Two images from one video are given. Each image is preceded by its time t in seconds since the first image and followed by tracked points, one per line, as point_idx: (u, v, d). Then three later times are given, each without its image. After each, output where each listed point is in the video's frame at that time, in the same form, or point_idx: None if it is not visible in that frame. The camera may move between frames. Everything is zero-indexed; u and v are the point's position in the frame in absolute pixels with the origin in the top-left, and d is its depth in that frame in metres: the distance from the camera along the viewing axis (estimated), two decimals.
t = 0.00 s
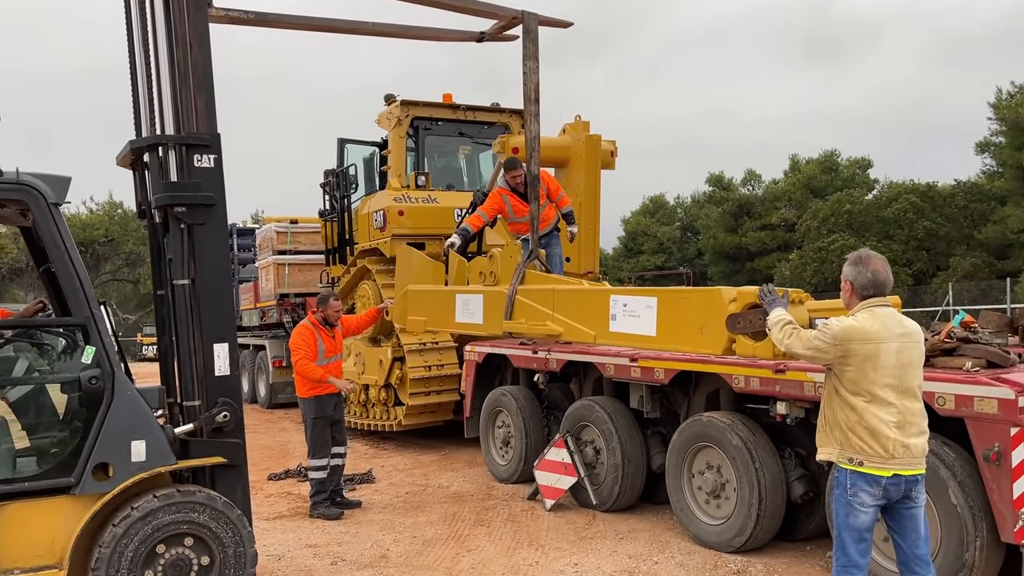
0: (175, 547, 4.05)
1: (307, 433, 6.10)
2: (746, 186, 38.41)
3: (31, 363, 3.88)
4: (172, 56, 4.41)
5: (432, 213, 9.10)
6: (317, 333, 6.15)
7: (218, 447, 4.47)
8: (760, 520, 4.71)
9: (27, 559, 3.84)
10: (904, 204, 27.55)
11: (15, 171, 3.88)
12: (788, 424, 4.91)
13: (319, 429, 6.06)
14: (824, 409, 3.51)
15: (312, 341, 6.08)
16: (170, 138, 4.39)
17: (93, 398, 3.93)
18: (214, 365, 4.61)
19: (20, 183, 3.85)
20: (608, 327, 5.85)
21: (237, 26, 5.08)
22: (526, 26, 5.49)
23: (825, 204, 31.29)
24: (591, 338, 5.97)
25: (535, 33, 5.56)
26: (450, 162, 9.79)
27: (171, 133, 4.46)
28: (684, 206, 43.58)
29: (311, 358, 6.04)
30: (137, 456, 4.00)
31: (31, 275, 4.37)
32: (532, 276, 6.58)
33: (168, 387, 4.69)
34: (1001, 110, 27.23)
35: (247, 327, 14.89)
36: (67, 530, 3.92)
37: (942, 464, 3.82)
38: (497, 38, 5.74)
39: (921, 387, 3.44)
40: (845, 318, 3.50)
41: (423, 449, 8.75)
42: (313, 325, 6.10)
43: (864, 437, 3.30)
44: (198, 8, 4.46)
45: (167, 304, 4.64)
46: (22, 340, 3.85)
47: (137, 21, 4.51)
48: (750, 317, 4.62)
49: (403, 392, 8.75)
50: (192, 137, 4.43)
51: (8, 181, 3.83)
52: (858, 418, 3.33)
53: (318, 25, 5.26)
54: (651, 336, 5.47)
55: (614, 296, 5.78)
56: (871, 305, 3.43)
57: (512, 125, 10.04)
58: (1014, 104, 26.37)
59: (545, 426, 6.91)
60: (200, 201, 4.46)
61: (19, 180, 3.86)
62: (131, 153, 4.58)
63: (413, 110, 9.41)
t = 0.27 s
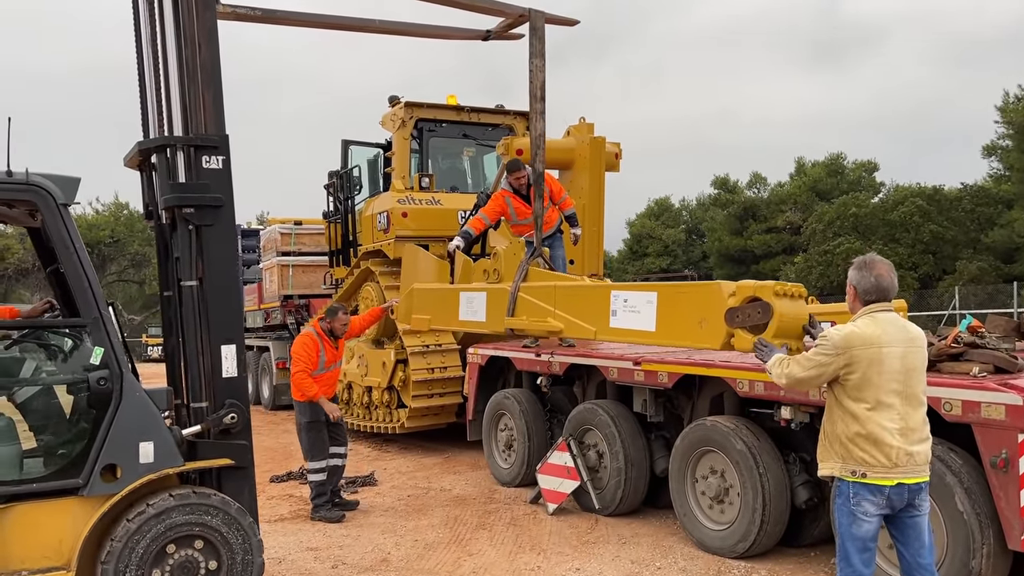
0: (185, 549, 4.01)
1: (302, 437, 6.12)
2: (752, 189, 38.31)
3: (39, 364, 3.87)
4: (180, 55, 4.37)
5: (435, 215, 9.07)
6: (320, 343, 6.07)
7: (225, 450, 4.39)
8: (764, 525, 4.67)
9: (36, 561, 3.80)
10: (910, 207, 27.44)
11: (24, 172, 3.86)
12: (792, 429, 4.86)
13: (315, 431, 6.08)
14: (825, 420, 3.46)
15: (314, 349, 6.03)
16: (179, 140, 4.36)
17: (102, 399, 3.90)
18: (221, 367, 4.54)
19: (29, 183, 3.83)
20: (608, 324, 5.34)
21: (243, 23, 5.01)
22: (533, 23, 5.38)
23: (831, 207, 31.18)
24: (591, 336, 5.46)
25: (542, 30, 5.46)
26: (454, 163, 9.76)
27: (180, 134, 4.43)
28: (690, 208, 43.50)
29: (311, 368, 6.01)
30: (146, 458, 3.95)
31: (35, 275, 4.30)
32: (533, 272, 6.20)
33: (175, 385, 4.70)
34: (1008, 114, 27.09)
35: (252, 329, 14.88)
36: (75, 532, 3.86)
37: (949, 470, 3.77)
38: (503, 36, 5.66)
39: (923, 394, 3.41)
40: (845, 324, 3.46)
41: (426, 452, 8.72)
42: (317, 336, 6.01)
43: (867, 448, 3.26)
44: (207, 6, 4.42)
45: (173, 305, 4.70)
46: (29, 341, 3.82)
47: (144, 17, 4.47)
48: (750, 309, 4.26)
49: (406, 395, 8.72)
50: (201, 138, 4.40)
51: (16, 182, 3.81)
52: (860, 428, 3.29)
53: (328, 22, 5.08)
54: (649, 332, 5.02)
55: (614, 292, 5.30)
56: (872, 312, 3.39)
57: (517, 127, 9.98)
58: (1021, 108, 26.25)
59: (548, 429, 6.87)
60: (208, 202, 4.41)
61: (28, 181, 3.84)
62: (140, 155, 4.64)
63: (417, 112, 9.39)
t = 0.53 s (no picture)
0: (202, 551, 3.98)
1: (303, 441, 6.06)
2: (757, 192, 38.26)
3: (52, 365, 3.82)
4: (194, 54, 4.34)
5: (439, 217, 9.03)
6: (325, 351, 6.06)
7: (236, 451, 4.34)
8: (770, 531, 4.62)
9: (48, 563, 3.73)
10: (916, 211, 27.36)
11: (39, 172, 3.82)
12: (799, 434, 4.82)
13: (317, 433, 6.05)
14: (824, 424, 3.43)
15: (316, 357, 5.99)
16: (192, 142, 4.31)
17: (116, 401, 3.86)
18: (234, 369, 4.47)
19: (44, 185, 3.79)
20: (613, 322, 5.29)
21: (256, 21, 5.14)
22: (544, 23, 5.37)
23: (836, 210, 31.10)
24: (593, 333, 5.40)
25: (552, 30, 5.44)
26: (459, 165, 9.73)
27: (193, 136, 4.38)
28: (694, 212, 43.44)
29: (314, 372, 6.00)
30: (159, 460, 3.92)
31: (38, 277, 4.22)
32: (540, 271, 6.11)
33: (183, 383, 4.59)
34: (1015, 118, 27.00)
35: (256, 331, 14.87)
36: (88, 533, 3.81)
37: (958, 477, 3.74)
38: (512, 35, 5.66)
39: (926, 400, 3.35)
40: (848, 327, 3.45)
41: (430, 455, 8.69)
42: (322, 344, 6.01)
43: (863, 451, 3.23)
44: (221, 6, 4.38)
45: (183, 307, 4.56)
46: (41, 342, 3.78)
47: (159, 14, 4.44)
48: (754, 305, 4.23)
49: (410, 397, 8.70)
50: (214, 139, 4.35)
51: (31, 183, 3.78)
52: (857, 431, 3.26)
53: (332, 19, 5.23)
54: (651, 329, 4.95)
55: (619, 289, 5.23)
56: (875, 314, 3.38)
57: (522, 129, 9.96)
58: None
59: (552, 433, 6.83)
60: (221, 205, 4.36)
61: (43, 182, 3.80)
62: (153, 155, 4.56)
63: (421, 114, 9.38)
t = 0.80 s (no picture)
0: (220, 554, 3.94)
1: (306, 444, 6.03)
2: (760, 196, 38.20)
3: (68, 367, 3.76)
4: (211, 55, 4.32)
5: (442, 219, 9.00)
6: (328, 350, 6.03)
7: (252, 454, 4.31)
8: (776, 538, 4.59)
9: (65, 565, 3.69)
10: (920, 215, 27.29)
11: (58, 175, 3.81)
12: (805, 440, 4.78)
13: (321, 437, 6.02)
14: (830, 426, 3.45)
15: (319, 357, 5.94)
16: (209, 145, 4.27)
17: (133, 403, 3.83)
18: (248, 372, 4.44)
19: (64, 188, 3.78)
20: (620, 322, 5.23)
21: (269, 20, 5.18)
22: (557, 25, 5.33)
23: (840, 214, 31.03)
24: (601, 333, 5.33)
25: (564, 32, 5.40)
26: (463, 168, 9.70)
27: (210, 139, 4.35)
28: (697, 214, 43.39)
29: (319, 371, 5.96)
30: (176, 463, 3.88)
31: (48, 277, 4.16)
32: (548, 272, 6.06)
33: (195, 384, 4.55)
34: (1020, 122, 26.93)
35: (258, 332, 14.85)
36: (104, 535, 3.78)
37: (967, 485, 3.70)
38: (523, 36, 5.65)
39: (937, 410, 3.27)
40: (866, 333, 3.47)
41: (432, 458, 8.66)
42: (326, 344, 5.99)
43: (860, 451, 3.25)
44: (238, 9, 4.39)
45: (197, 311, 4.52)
46: (57, 344, 3.72)
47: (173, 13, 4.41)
48: (761, 304, 4.19)
49: (413, 401, 8.67)
50: (231, 143, 4.32)
51: (51, 187, 3.75)
52: (854, 431, 3.27)
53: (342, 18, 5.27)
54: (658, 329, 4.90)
55: (627, 289, 5.18)
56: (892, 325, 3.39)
57: (526, 132, 9.94)
58: None
59: (555, 438, 6.80)
60: (238, 209, 4.33)
61: (63, 185, 3.78)
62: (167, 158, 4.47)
63: (426, 116, 9.36)
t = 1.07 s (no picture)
0: (238, 558, 3.91)
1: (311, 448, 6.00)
2: (762, 199, 38.17)
3: (84, 369, 3.72)
4: (227, 58, 4.32)
5: (443, 222, 8.97)
6: (328, 343, 6.02)
7: (267, 458, 4.26)
8: (778, 544, 4.56)
9: (81, 568, 3.67)
10: (921, 219, 27.26)
11: (77, 177, 3.78)
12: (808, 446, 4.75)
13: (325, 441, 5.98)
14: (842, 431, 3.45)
15: (320, 351, 5.93)
16: (225, 149, 4.26)
17: (149, 406, 3.82)
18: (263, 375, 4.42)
19: (82, 191, 3.75)
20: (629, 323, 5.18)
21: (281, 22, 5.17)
22: (567, 28, 5.31)
23: (841, 218, 30.99)
24: (609, 334, 5.30)
25: (574, 34, 5.38)
26: (464, 170, 9.68)
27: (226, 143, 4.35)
28: (698, 217, 43.36)
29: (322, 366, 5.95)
30: (192, 465, 3.86)
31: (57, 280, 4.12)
32: (558, 273, 6.03)
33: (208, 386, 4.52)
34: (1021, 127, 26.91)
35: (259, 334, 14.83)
36: (120, 538, 3.75)
37: (972, 492, 3.68)
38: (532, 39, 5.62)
39: (951, 419, 3.23)
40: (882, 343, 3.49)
41: (433, 461, 8.63)
42: (327, 338, 5.97)
43: (868, 452, 3.25)
44: (253, 10, 4.36)
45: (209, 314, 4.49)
46: (71, 346, 3.69)
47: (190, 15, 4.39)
48: (769, 304, 4.17)
49: (414, 404, 8.64)
50: (248, 147, 4.32)
51: (70, 190, 3.73)
52: (863, 433, 3.27)
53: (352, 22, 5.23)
54: (667, 330, 4.86)
55: (635, 289, 5.16)
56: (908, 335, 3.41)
57: (527, 135, 9.93)
58: None
59: (556, 442, 6.78)
60: (253, 212, 4.32)
61: (81, 188, 3.76)
62: (183, 162, 4.41)
63: (427, 119, 9.34)
